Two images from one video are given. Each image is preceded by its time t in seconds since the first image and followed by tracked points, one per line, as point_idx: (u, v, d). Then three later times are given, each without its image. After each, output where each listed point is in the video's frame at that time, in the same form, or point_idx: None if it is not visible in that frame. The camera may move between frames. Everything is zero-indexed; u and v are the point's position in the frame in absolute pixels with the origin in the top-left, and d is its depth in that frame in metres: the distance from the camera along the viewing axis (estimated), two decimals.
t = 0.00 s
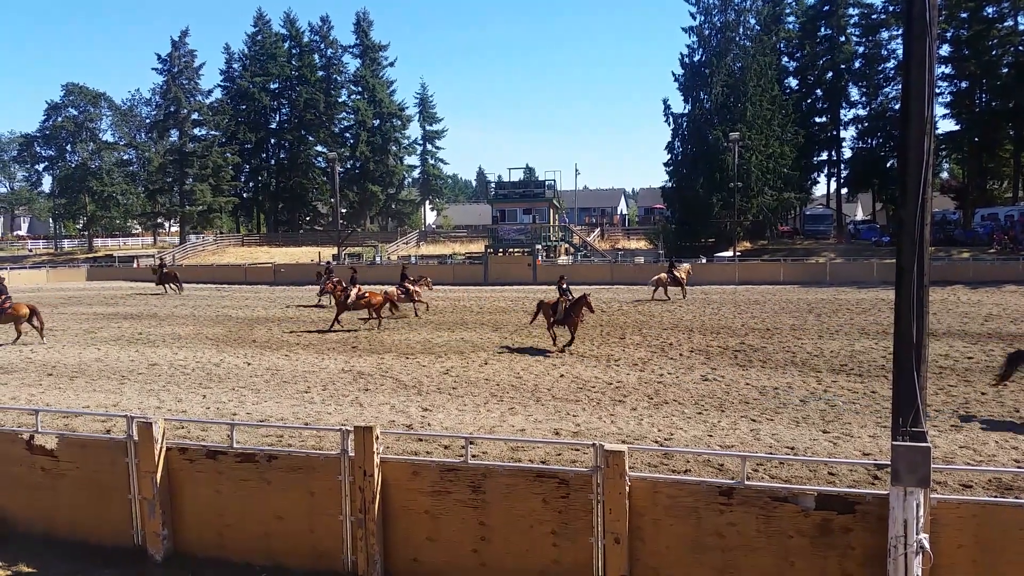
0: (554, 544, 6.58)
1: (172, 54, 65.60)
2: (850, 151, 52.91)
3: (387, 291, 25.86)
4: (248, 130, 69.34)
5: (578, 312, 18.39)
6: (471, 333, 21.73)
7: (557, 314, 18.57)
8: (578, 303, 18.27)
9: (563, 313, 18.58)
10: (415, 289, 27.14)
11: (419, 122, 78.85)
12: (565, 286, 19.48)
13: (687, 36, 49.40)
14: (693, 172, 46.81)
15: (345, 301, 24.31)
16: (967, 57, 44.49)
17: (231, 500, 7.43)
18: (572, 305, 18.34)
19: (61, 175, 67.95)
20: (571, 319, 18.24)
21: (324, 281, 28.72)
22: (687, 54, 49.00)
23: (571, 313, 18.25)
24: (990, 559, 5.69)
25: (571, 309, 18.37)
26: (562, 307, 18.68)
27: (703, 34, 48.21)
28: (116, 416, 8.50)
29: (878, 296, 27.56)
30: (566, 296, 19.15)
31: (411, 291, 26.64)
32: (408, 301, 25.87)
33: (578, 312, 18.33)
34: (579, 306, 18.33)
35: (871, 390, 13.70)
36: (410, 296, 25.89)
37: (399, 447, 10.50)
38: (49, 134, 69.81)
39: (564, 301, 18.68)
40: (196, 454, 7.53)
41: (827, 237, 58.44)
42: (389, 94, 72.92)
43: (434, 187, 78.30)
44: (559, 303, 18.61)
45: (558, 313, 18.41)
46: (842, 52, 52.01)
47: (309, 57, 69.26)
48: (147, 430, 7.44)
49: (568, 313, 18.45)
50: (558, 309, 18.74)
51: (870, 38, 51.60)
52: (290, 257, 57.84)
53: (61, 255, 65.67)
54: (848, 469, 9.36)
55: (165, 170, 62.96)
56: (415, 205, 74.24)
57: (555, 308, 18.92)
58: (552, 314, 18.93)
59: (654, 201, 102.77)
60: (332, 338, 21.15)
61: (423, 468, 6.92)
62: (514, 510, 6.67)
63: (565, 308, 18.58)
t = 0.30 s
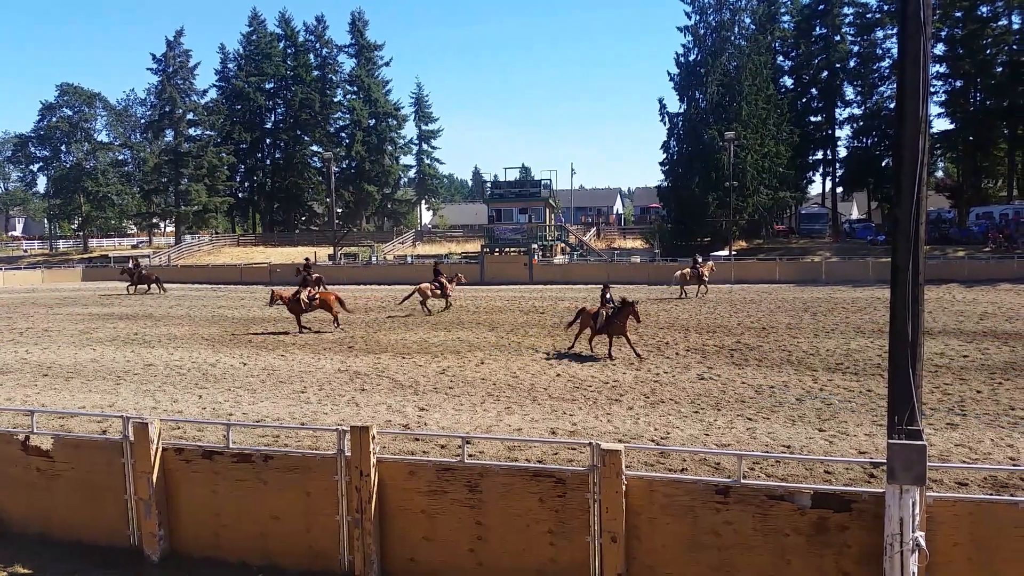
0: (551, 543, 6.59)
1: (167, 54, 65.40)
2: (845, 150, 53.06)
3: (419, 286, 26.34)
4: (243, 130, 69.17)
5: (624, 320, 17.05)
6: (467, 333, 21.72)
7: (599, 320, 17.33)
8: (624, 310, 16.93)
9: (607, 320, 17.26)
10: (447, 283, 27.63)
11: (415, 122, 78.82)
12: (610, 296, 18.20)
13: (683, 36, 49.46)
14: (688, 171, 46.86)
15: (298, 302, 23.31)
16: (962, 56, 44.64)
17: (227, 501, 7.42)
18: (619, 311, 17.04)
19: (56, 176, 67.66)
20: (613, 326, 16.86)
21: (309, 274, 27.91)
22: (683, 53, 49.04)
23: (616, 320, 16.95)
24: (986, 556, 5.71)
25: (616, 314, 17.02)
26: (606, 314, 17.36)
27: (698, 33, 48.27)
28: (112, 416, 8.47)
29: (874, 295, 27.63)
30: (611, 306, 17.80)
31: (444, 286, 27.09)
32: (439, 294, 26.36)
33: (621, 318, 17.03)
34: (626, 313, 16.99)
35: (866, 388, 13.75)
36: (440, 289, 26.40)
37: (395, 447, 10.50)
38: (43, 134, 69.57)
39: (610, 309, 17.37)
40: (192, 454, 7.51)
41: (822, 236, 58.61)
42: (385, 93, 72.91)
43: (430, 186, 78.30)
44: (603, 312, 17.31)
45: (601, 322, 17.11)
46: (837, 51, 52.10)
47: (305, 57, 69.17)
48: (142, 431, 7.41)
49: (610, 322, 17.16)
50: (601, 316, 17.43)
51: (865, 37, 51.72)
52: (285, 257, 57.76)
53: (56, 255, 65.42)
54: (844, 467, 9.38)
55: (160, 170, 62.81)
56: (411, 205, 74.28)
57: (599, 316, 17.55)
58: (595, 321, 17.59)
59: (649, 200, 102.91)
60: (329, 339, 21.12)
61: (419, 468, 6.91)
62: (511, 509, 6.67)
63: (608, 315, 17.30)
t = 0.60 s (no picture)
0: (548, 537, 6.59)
1: (163, 47, 65.10)
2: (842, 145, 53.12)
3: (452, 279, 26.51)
4: (239, 123, 68.91)
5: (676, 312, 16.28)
6: (463, 327, 21.72)
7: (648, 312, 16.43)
8: (677, 300, 16.19)
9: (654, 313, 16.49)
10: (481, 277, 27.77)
11: (412, 115, 78.64)
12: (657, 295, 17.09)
13: (680, 30, 49.39)
14: (685, 165, 46.85)
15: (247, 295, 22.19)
16: (959, 51, 44.66)
17: (223, 495, 7.42)
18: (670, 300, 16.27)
19: (51, 168, 67.41)
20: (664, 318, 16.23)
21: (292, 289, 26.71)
22: (680, 47, 48.96)
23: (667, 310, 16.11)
24: (981, 551, 5.73)
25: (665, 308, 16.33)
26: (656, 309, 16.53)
27: (696, 27, 48.20)
28: (109, 410, 8.46)
29: (870, 290, 27.67)
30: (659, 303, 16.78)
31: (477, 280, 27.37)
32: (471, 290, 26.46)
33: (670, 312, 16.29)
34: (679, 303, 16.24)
35: (862, 382, 13.79)
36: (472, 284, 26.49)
37: (392, 441, 10.52)
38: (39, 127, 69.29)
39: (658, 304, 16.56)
40: (188, 448, 7.51)
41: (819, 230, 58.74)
42: (382, 86, 72.74)
43: (428, 180, 78.16)
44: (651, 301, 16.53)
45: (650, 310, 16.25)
46: (834, 45, 52.06)
47: (302, 50, 68.96)
48: (138, 425, 7.40)
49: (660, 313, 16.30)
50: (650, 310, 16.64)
51: (862, 32, 51.69)
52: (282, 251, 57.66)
53: (52, 249, 65.19)
54: (840, 461, 9.42)
55: (157, 163, 62.62)
56: (408, 199, 74.17)
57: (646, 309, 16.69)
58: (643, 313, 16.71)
59: (647, 195, 102.86)
60: (325, 332, 21.10)
61: (416, 462, 6.92)
62: (507, 503, 6.68)
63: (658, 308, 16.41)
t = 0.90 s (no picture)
0: (551, 538, 6.59)
1: (166, 49, 65.22)
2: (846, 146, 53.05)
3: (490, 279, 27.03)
4: (243, 125, 69.06)
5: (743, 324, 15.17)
6: (466, 328, 21.73)
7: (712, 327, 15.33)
8: (743, 311, 15.01)
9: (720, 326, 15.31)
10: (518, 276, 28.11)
11: (415, 117, 78.71)
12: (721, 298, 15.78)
13: (683, 31, 49.36)
14: (688, 166, 46.81)
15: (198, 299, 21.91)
16: (962, 52, 44.58)
17: (227, 497, 7.43)
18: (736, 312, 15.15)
19: (55, 170, 67.63)
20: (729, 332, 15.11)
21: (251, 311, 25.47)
22: (683, 48, 48.94)
23: (732, 323, 15.04)
24: (985, 554, 5.71)
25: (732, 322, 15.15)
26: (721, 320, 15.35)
27: (698, 29, 48.17)
28: (112, 411, 8.48)
29: (874, 291, 27.61)
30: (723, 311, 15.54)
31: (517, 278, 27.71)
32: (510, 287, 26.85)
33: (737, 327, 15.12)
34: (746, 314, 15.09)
35: (866, 384, 13.76)
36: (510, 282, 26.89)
37: (396, 443, 10.53)
38: (43, 129, 69.54)
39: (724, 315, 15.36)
40: (192, 450, 7.53)
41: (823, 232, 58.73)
42: (385, 88, 72.82)
43: (430, 182, 78.17)
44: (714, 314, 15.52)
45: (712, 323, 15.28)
46: (838, 47, 51.99)
47: (305, 52, 69.07)
48: (142, 426, 7.42)
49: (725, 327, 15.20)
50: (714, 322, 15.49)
51: (866, 33, 51.62)
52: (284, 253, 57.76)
53: (56, 251, 65.36)
54: (844, 463, 9.39)
55: (160, 165, 62.83)
56: (411, 201, 74.25)
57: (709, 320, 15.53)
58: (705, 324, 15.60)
59: (650, 196, 102.86)
60: (329, 334, 21.12)
61: (419, 463, 6.92)
62: (510, 505, 6.68)
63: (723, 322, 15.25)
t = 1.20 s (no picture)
0: (554, 539, 6.59)
1: (170, 50, 65.32)
2: (849, 148, 52.93)
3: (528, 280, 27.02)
4: (246, 126, 69.20)
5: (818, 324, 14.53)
6: (469, 329, 21.70)
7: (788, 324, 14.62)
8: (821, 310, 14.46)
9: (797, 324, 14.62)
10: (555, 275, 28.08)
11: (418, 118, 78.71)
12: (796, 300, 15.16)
13: (687, 32, 49.31)
14: (691, 167, 46.73)
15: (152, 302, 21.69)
16: (966, 54, 44.45)
17: (230, 497, 7.44)
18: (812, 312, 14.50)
19: (60, 171, 67.77)
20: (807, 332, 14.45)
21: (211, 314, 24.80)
22: (687, 49, 48.88)
23: (807, 323, 14.39)
24: (988, 555, 5.70)
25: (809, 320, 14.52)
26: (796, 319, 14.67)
27: (702, 30, 48.12)
28: (116, 412, 8.50)
29: (878, 293, 27.56)
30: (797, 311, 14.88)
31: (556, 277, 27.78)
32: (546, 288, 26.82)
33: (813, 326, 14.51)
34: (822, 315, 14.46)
35: (870, 386, 13.73)
36: (547, 284, 26.84)
37: (398, 443, 10.54)
38: (48, 130, 69.72)
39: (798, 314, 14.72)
40: (196, 450, 7.54)
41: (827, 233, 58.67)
42: (388, 89, 72.87)
43: (434, 183, 78.21)
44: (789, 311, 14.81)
45: (787, 324, 14.54)
46: (841, 48, 51.90)
47: (309, 53, 69.18)
48: (146, 426, 7.44)
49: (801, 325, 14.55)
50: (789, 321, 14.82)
51: (870, 34, 51.50)
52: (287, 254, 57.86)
53: (60, 251, 65.51)
54: (848, 465, 9.36)
55: (164, 165, 62.99)
56: (414, 202, 74.37)
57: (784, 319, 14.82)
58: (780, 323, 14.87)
59: (653, 197, 102.79)
60: (332, 335, 21.14)
61: (422, 464, 6.92)
62: (513, 505, 6.68)
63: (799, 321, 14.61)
